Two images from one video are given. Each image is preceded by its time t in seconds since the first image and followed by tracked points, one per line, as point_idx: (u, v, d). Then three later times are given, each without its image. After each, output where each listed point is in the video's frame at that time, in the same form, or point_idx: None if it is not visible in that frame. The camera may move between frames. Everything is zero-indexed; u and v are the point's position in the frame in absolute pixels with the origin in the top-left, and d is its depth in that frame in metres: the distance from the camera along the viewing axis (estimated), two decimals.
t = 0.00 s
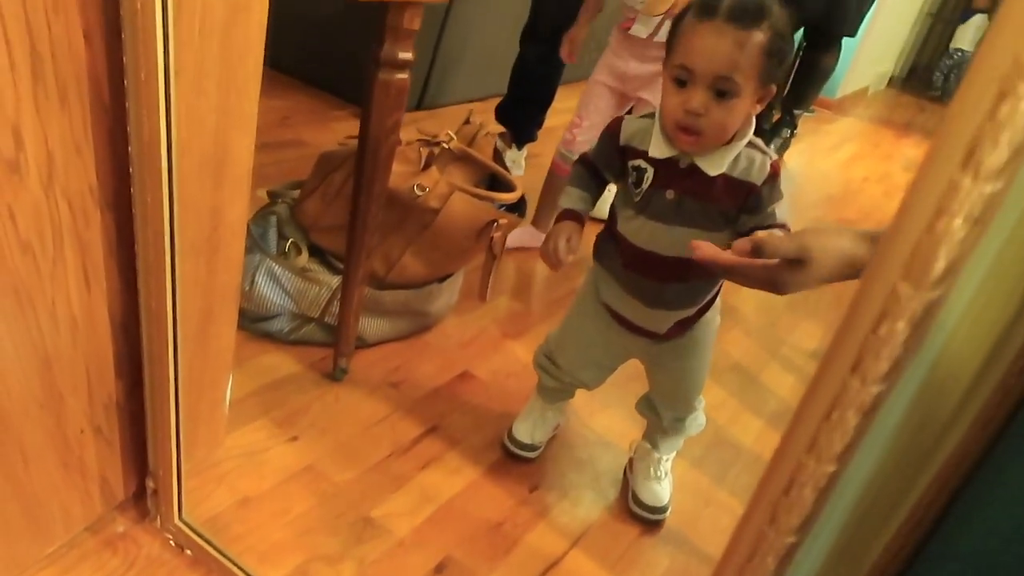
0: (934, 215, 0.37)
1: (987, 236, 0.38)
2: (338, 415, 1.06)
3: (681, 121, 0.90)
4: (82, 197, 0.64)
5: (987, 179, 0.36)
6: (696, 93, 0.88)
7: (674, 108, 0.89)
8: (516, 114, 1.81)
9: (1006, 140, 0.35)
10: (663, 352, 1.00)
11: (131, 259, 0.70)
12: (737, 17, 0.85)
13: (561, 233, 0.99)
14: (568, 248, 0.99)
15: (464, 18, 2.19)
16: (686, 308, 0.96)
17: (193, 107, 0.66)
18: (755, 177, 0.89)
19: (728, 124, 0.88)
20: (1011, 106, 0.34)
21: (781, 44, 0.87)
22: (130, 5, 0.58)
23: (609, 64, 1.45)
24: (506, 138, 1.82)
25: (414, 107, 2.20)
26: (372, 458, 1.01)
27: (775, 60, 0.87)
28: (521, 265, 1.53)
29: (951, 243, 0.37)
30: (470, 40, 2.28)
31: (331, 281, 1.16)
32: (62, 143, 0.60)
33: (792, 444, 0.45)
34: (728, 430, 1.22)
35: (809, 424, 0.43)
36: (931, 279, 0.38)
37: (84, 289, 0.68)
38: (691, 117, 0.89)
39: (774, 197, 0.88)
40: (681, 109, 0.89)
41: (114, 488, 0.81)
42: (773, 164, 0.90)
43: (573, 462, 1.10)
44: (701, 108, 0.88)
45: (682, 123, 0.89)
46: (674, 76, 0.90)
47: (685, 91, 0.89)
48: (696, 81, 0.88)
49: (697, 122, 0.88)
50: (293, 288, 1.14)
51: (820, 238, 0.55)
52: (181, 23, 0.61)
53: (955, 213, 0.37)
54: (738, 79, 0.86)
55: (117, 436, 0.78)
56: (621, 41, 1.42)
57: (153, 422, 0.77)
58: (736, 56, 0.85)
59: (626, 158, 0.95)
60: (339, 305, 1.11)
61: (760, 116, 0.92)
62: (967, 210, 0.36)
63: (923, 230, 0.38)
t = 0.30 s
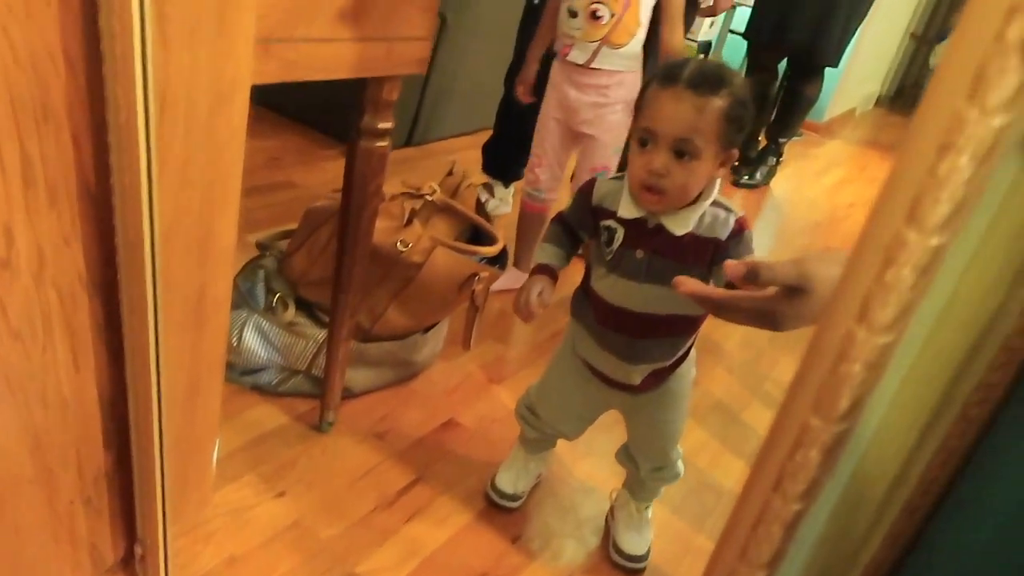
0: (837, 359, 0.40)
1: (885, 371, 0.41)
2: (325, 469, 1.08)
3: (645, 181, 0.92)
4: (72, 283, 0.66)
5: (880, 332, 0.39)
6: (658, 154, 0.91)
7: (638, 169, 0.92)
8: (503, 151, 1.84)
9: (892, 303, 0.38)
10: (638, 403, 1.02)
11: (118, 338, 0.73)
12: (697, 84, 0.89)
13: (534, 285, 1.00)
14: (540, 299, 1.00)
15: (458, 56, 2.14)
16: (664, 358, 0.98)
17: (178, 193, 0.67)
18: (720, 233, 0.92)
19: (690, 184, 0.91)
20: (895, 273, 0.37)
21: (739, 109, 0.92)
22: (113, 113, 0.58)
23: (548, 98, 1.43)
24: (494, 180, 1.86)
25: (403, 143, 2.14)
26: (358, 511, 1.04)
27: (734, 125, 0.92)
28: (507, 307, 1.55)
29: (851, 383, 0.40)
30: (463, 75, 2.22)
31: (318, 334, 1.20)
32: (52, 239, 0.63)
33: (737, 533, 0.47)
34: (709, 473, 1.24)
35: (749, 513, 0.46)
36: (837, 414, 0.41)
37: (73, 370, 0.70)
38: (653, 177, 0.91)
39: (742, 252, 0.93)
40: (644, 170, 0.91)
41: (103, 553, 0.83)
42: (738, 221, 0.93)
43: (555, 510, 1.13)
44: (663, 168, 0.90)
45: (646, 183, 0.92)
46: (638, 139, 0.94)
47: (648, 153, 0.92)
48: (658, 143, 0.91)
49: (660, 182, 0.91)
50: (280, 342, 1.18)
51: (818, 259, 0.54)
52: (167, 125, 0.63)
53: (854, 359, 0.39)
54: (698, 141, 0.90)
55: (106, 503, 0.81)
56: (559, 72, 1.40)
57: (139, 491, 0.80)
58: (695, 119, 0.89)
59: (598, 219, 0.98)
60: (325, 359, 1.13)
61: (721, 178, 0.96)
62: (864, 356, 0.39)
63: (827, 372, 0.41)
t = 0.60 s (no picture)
0: (765, 419, 0.41)
1: (815, 429, 0.42)
2: (294, 508, 1.07)
3: (602, 211, 0.93)
4: (22, 336, 0.65)
5: (804, 393, 0.39)
6: (614, 185, 0.92)
7: (596, 198, 0.93)
8: (476, 178, 1.85)
9: (813, 365, 0.39)
10: (606, 433, 1.01)
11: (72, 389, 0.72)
12: (652, 116, 0.91)
13: (494, 312, 1.00)
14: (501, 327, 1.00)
15: (427, 82, 2.13)
16: (625, 387, 0.98)
17: (130, 243, 0.67)
18: (675, 258, 0.92)
19: (646, 213, 0.92)
20: (814, 336, 0.38)
21: (694, 141, 0.93)
22: (60, 172, 0.58)
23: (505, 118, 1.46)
24: (465, 208, 1.87)
25: (375, 172, 2.13)
26: (328, 551, 1.02)
27: (689, 157, 0.93)
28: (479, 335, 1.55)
29: (779, 442, 0.41)
30: (433, 100, 2.20)
31: (285, 371, 1.19)
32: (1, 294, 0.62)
33: None
34: (683, 498, 1.24)
35: (691, 564, 0.47)
36: (768, 471, 0.41)
37: (25, 423, 0.69)
38: (610, 207, 0.92)
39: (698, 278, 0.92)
40: (602, 200, 0.93)
41: None
42: (693, 249, 0.93)
43: (527, 543, 1.12)
44: (620, 198, 0.91)
45: (603, 212, 0.93)
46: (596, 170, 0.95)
47: (606, 183, 0.93)
48: (615, 174, 0.92)
49: (617, 212, 0.92)
50: (247, 380, 1.17)
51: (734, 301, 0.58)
52: (116, 179, 0.63)
53: (780, 419, 0.40)
54: (654, 172, 0.91)
55: (66, 555, 0.79)
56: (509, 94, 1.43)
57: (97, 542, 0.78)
58: (651, 150, 0.90)
59: (559, 249, 0.99)
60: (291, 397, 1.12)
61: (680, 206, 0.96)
62: (790, 416, 0.40)
63: (756, 430, 0.41)
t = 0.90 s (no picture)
0: (730, 424, 0.40)
1: (781, 434, 0.41)
2: (263, 521, 1.05)
3: (578, 216, 0.92)
4: None
5: (770, 398, 0.39)
6: (590, 191, 0.91)
7: (571, 204, 0.92)
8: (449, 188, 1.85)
9: (778, 368, 0.38)
10: (579, 442, 1.01)
11: (30, 400, 0.70)
12: (629, 122, 0.91)
13: (467, 319, 0.99)
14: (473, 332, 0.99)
15: (400, 90, 2.12)
16: (595, 394, 0.97)
17: (91, 251, 0.65)
18: (645, 262, 0.92)
19: (621, 219, 0.92)
20: (778, 340, 0.38)
21: (667, 148, 0.94)
22: (14, 177, 0.60)
23: (452, 129, 1.45)
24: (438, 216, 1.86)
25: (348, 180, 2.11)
26: (297, 563, 1.00)
27: (664, 163, 0.94)
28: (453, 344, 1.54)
29: (745, 448, 0.40)
30: (407, 108, 2.19)
31: (254, 381, 1.17)
32: None
33: None
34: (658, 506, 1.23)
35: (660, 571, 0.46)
36: (734, 478, 0.41)
37: None
38: (586, 213, 0.91)
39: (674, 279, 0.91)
40: (578, 205, 0.92)
41: None
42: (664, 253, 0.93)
43: (501, 553, 1.11)
44: (597, 204, 0.91)
45: (579, 218, 0.92)
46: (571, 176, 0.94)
47: (582, 189, 0.92)
48: (592, 179, 0.91)
49: (594, 217, 0.91)
50: (215, 390, 1.15)
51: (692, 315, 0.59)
52: (75, 187, 0.62)
53: (746, 424, 0.40)
54: (631, 178, 0.91)
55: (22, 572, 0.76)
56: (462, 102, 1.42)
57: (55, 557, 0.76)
58: (628, 156, 0.90)
59: (532, 255, 0.99)
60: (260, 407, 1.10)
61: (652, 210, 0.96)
62: (755, 422, 0.40)
63: (723, 436, 0.41)
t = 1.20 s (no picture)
0: (713, 422, 0.41)
1: (762, 434, 0.42)
2: (244, 525, 1.04)
3: (576, 224, 0.92)
4: None
5: (751, 397, 0.40)
6: (590, 198, 0.91)
7: (570, 211, 0.92)
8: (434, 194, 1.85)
9: (760, 367, 0.39)
10: (563, 448, 1.00)
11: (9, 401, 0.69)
12: (625, 129, 0.92)
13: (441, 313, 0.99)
14: (445, 325, 0.99)
15: (384, 95, 2.12)
16: (580, 401, 0.97)
17: (72, 252, 0.64)
18: (624, 264, 0.93)
19: (618, 226, 0.92)
20: (760, 339, 0.39)
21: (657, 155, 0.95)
22: None
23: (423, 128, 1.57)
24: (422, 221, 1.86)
25: (331, 184, 2.11)
26: (278, 568, 0.99)
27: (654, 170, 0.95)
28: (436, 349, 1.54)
29: (728, 446, 0.41)
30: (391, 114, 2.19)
31: (236, 384, 1.16)
32: None
33: None
34: (640, 510, 1.24)
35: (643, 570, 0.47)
36: (717, 475, 0.41)
37: None
38: (585, 220, 0.91)
39: (653, 274, 0.92)
40: (577, 212, 0.91)
41: None
42: (644, 254, 0.93)
43: (483, 557, 1.10)
44: (597, 211, 0.91)
45: (578, 225, 0.91)
46: (567, 183, 0.93)
47: (580, 196, 0.92)
48: (591, 186, 0.91)
49: (592, 224, 0.91)
50: (196, 394, 1.14)
51: (674, 328, 0.57)
52: (56, 187, 0.61)
53: (728, 423, 0.40)
54: (628, 184, 0.91)
55: None
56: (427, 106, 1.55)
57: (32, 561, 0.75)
58: (626, 162, 0.91)
59: (516, 259, 0.99)
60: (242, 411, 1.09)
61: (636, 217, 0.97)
62: (737, 420, 0.40)
63: (705, 435, 0.41)
